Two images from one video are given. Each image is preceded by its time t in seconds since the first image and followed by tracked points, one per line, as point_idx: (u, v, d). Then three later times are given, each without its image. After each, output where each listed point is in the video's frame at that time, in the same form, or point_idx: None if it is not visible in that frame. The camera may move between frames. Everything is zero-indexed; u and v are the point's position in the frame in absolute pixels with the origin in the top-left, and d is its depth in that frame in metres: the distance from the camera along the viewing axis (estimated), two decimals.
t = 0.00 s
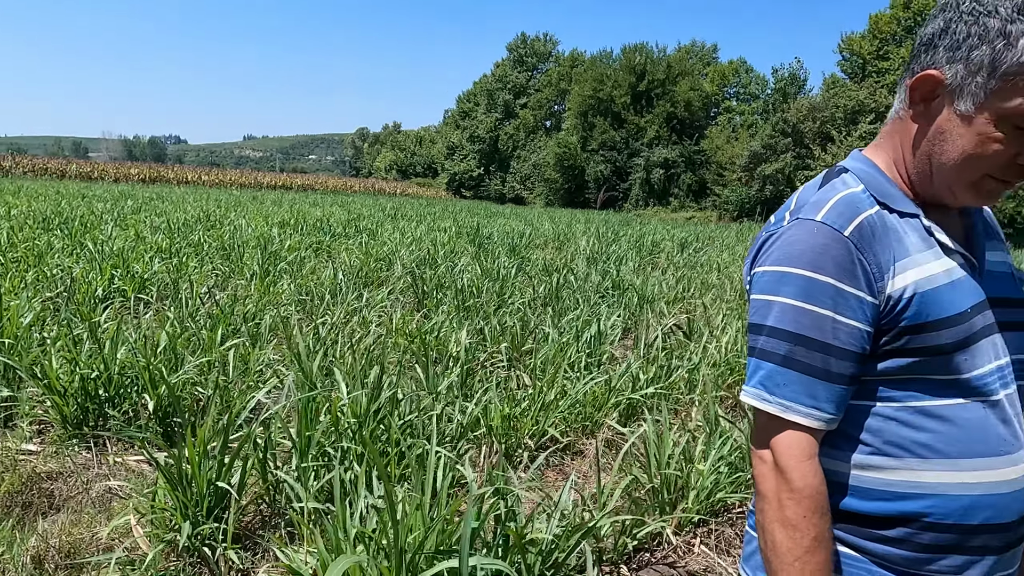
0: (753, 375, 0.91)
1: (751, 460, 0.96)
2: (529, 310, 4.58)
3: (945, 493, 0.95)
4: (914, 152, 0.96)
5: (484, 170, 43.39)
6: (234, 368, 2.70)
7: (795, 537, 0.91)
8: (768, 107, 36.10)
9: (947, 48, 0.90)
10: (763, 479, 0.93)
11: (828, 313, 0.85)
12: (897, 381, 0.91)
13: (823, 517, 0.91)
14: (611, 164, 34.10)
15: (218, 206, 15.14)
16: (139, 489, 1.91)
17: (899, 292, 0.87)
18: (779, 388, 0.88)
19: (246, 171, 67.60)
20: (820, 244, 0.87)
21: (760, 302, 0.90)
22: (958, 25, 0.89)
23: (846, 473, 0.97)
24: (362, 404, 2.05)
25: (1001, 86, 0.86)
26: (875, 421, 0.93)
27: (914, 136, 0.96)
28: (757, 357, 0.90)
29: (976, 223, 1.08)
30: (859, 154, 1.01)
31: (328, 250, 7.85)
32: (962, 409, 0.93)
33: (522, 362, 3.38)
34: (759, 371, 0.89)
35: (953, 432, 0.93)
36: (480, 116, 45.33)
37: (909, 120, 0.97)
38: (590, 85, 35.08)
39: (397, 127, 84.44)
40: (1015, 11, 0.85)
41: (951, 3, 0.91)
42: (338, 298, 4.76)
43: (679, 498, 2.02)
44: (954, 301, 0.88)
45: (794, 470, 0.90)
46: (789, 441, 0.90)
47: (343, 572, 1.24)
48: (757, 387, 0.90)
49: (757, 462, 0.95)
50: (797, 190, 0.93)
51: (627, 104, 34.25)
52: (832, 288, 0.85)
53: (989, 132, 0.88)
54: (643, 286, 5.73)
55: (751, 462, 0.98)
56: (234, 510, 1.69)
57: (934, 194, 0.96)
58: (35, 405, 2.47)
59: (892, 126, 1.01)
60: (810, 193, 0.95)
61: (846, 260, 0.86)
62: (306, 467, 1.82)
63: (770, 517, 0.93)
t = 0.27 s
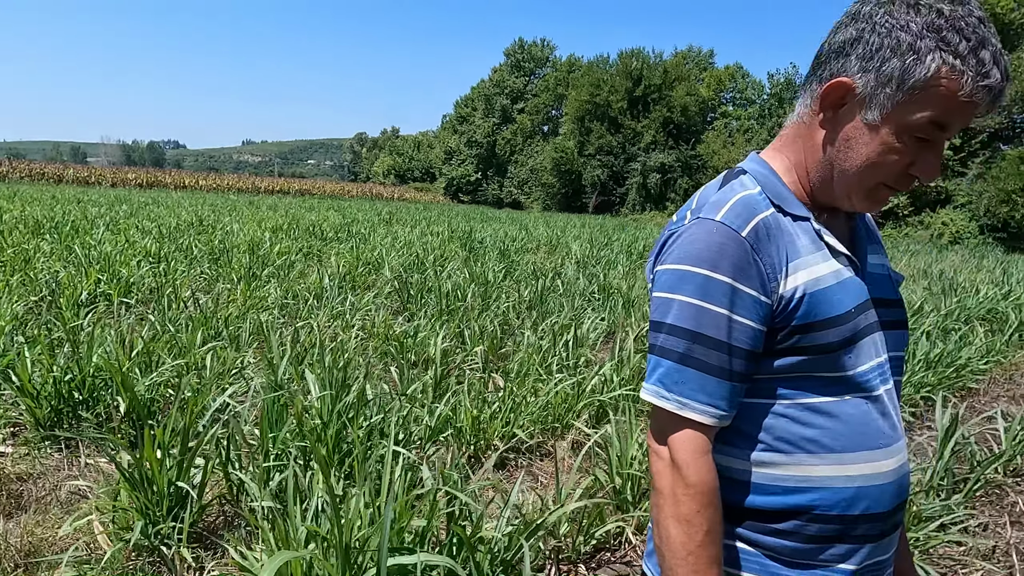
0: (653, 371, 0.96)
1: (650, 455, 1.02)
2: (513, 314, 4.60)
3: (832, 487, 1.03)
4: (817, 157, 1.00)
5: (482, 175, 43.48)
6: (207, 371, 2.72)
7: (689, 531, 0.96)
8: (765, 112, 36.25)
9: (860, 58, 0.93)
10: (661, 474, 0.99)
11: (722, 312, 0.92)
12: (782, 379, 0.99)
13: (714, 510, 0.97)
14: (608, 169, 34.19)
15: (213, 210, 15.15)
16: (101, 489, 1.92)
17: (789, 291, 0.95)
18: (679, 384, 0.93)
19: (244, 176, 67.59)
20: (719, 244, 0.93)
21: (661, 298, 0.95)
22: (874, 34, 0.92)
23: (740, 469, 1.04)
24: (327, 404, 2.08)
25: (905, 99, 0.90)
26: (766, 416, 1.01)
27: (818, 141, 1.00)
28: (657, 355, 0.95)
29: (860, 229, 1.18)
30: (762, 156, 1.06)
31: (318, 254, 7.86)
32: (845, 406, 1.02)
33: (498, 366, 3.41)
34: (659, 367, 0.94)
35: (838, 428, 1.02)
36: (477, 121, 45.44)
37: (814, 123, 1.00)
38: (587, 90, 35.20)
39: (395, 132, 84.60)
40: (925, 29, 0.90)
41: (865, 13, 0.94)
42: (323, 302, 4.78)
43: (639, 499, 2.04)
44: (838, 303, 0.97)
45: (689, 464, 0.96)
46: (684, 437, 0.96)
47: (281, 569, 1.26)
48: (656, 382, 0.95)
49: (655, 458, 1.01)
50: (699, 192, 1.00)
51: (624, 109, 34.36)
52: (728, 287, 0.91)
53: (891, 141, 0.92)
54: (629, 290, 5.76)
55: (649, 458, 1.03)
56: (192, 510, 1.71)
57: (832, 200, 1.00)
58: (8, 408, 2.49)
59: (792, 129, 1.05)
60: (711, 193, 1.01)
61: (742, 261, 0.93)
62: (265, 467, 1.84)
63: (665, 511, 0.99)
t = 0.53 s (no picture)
0: (593, 389, 0.94)
1: (592, 474, 1.00)
2: (493, 320, 4.62)
3: (754, 494, 1.07)
4: (720, 172, 1.09)
5: (474, 180, 43.59)
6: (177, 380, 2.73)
7: (638, 549, 0.96)
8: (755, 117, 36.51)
9: (754, 79, 1.04)
10: (607, 494, 0.97)
11: (658, 326, 0.91)
12: (709, 391, 1.01)
13: (658, 526, 0.96)
14: (600, 174, 34.36)
15: (203, 216, 15.14)
16: (60, 496, 1.93)
17: (718, 304, 0.96)
18: (622, 399, 0.92)
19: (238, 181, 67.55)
20: (653, 261, 0.92)
21: (596, 314, 0.94)
22: (764, 58, 1.03)
23: (678, 481, 1.05)
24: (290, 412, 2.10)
25: (794, 114, 1.00)
26: (697, 428, 1.03)
27: (722, 157, 1.09)
28: (595, 371, 0.94)
29: (766, 247, 1.26)
30: (673, 172, 1.14)
31: (304, 260, 7.87)
32: (762, 415, 1.06)
33: (472, 373, 3.43)
34: (598, 386, 0.93)
35: (757, 436, 1.06)
36: (470, 126, 45.59)
37: (719, 141, 1.08)
38: (579, 96, 35.40)
39: (389, 138, 84.73)
40: (808, 55, 1.00)
41: (756, 41, 1.05)
42: (303, 309, 4.79)
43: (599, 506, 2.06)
44: (757, 316, 1.01)
45: (634, 482, 0.94)
46: (628, 455, 0.94)
47: None
48: (598, 400, 0.93)
49: (599, 476, 0.99)
50: (625, 205, 1.01)
51: (616, 115, 34.56)
52: (661, 300, 0.91)
53: (786, 155, 1.02)
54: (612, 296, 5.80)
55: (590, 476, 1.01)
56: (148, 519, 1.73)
57: (737, 213, 1.10)
58: None
59: (701, 148, 1.13)
60: (639, 208, 1.01)
61: (675, 276, 0.93)
62: (221, 477, 1.85)
63: (612, 532, 0.98)
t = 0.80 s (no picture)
0: (544, 396, 0.89)
1: (547, 486, 0.95)
2: (473, 323, 4.60)
3: (700, 491, 1.06)
4: (659, 170, 1.12)
5: (465, 184, 43.64)
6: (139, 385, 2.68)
7: (609, 561, 0.92)
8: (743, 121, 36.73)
9: (690, 77, 1.07)
10: (569, 506, 0.92)
11: (606, 324, 0.88)
12: (655, 389, 0.99)
13: (620, 531, 0.93)
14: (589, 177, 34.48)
15: (189, 220, 15.06)
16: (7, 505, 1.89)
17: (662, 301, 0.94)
18: (577, 404, 0.88)
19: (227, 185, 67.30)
20: (600, 258, 0.89)
21: (540, 315, 0.89)
22: (699, 57, 1.07)
23: (631, 484, 1.02)
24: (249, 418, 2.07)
25: (733, 112, 1.04)
26: (645, 428, 1.01)
27: (659, 154, 1.11)
28: (544, 376, 0.89)
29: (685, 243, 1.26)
30: (606, 171, 1.14)
31: (287, 264, 7.83)
32: (703, 412, 1.06)
33: (445, 377, 3.41)
34: (551, 391, 0.88)
35: (700, 435, 1.05)
36: (460, 130, 45.64)
37: (653, 139, 1.11)
38: (568, 100, 35.51)
39: (380, 141, 84.67)
40: (743, 53, 1.06)
41: (689, 42, 1.09)
42: (280, 313, 4.75)
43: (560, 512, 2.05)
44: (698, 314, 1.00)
45: (595, 488, 0.90)
46: (587, 461, 0.91)
47: None
48: (552, 405, 0.89)
49: (555, 491, 0.94)
50: (563, 203, 0.96)
51: (606, 118, 34.68)
52: (607, 298, 0.88)
53: (722, 152, 1.06)
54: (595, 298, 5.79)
55: (544, 487, 0.97)
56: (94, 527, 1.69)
57: (673, 210, 1.13)
58: None
59: (632, 148, 1.15)
60: (577, 205, 0.97)
61: (623, 273, 0.90)
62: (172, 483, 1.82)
63: (579, 546, 0.93)
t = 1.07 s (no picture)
0: (481, 385, 0.82)
1: (477, 484, 0.88)
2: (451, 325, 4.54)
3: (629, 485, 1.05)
4: (600, 150, 1.13)
5: (455, 187, 43.61)
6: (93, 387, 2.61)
7: (550, 560, 0.87)
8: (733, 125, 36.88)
9: (636, 60, 1.09)
10: (503, 506, 0.86)
11: (545, 307, 0.82)
12: (587, 380, 0.95)
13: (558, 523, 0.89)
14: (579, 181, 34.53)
15: (175, 223, 14.93)
16: None
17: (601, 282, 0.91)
18: (516, 394, 0.82)
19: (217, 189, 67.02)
20: (541, 238, 0.84)
21: (474, 297, 0.82)
22: (645, 37, 1.08)
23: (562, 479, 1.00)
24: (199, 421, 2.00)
25: (678, 96, 1.08)
26: (576, 421, 0.97)
27: (600, 135, 1.13)
28: (478, 363, 0.83)
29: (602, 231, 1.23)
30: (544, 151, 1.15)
31: (268, 266, 7.74)
32: (632, 403, 1.05)
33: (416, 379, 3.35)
34: (488, 379, 0.82)
35: (629, 428, 1.04)
36: (451, 133, 45.64)
37: (596, 119, 1.13)
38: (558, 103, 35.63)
39: (371, 145, 84.53)
40: (687, 38, 1.08)
41: (634, 24, 1.10)
42: (255, 315, 4.68)
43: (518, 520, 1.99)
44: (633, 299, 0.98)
45: (533, 485, 0.85)
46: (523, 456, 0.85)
47: None
48: (488, 395, 0.82)
49: (485, 490, 0.88)
50: (496, 179, 0.89)
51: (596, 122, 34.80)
52: (545, 280, 0.82)
53: (663, 136, 1.11)
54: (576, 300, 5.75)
55: (473, 485, 0.90)
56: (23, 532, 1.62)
57: (610, 192, 1.16)
58: None
59: (570, 126, 1.16)
60: (512, 182, 0.91)
61: (562, 256, 0.84)
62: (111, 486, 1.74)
63: (515, 549, 0.87)
